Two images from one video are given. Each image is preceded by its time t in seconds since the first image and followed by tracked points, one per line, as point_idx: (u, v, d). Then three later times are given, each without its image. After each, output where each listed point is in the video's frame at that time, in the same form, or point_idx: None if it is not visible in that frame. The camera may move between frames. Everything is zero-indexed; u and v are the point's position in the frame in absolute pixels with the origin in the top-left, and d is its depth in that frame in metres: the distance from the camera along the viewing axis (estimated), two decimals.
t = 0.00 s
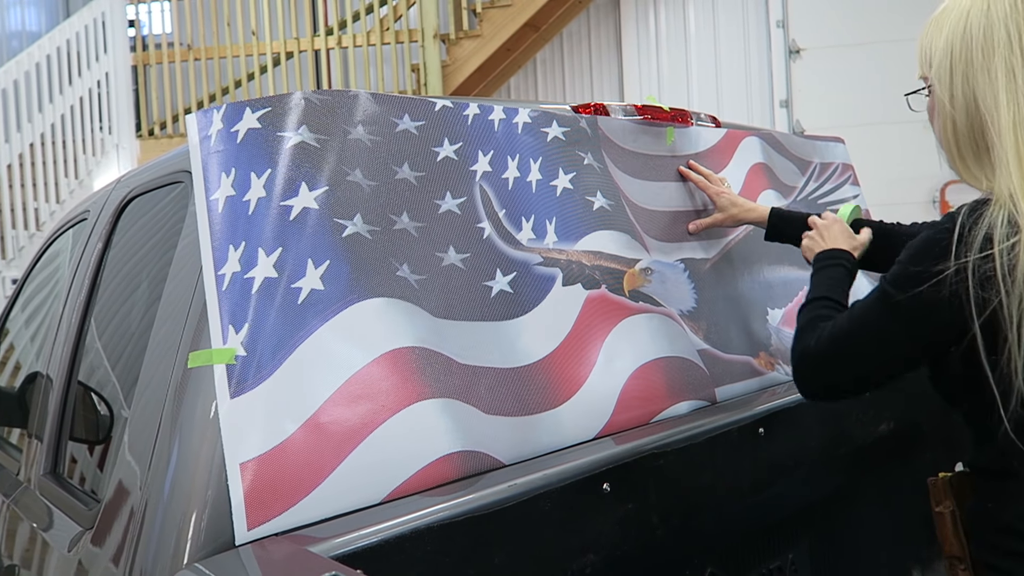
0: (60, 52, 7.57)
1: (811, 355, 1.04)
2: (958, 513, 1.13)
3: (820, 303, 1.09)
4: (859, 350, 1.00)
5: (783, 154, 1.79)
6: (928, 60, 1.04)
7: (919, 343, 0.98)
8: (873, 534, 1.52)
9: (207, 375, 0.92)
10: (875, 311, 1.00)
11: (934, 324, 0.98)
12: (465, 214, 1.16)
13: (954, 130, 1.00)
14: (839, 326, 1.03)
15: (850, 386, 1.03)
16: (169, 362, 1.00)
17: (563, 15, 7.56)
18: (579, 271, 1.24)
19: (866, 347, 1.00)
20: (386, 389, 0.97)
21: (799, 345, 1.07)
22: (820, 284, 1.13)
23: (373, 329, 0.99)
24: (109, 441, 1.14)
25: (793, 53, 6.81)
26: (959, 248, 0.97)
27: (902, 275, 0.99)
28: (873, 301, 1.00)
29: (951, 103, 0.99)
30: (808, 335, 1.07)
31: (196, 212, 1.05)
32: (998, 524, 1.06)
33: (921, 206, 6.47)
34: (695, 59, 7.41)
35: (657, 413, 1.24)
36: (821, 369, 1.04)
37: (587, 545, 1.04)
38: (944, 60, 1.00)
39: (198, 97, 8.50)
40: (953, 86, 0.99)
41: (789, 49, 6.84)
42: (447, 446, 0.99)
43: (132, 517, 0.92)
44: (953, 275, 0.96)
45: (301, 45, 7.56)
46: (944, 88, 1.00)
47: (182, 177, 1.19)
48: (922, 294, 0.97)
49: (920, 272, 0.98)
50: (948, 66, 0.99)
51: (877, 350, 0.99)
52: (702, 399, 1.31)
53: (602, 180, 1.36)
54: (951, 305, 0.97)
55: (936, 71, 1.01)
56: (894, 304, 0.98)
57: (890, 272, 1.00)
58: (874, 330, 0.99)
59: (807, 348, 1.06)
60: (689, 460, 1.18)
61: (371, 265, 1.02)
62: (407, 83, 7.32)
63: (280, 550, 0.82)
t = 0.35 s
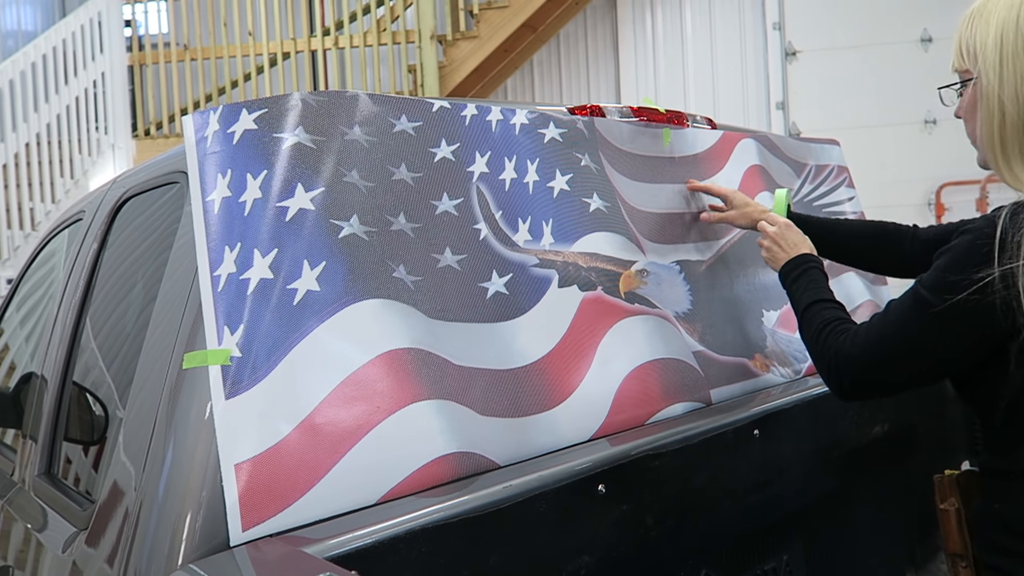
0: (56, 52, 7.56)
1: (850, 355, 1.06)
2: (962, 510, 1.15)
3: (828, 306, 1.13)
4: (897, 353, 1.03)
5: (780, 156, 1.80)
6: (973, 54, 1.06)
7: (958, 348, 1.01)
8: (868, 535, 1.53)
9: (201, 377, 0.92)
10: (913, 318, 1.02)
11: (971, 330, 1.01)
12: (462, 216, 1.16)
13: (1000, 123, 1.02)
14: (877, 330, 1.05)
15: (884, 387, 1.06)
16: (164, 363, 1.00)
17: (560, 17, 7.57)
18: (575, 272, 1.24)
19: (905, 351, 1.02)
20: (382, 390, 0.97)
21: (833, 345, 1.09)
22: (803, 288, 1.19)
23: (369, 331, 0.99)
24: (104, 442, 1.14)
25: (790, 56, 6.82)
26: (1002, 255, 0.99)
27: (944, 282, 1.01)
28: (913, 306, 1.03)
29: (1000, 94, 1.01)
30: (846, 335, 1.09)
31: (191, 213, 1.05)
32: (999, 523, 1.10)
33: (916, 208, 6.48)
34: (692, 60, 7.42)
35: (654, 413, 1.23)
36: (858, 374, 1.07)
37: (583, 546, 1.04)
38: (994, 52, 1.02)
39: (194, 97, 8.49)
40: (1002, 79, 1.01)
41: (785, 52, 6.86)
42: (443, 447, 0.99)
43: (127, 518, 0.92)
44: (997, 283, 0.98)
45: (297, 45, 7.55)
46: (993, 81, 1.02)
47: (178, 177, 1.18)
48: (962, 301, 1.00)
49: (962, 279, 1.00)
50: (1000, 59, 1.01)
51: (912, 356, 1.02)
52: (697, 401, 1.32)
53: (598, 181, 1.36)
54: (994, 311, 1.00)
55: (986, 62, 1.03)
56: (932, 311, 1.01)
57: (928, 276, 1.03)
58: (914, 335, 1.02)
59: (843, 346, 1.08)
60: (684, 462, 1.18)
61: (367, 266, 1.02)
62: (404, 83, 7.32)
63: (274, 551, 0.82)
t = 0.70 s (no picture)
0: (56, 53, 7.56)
1: (849, 377, 1.04)
2: (960, 509, 1.14)
3: (829, 325, 1.11)
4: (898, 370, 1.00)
5: (780, 157, 1.80)
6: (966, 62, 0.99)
7: (961, 355, 0.98)
8: (868, 536, 1.53)
9: (202, 377, 0.92)
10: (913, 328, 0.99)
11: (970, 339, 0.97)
12: (463, 216, 1.16)
13: (1000, 130, 0.95)
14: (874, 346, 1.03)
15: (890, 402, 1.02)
16: (164, 363, 1.00)
17: (560, 17, 7.58)
18: (576, 273, 1.25)
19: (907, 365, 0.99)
20: (383, 391, 0.97)
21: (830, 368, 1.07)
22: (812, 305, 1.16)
23: (369, 331, 0.99)
24: (104, 442, 1.14)
25: (790, 57, 6.82)
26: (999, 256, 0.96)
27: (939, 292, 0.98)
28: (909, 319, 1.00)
29: (1001, 102, 0.94)
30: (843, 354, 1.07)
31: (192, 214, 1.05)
32: (999, 523, 1.07)
33: (915, 210, 6.48)
34: (692, 61, 7.43)
35: (654, 415, 1.24)
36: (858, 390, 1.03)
37: (583, 547, 1.04)
38: (992, 57, 0.95)
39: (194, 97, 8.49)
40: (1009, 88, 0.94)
41: (785, 53, 6.86)
42: (443, 448, 0.99)
43: (128, 518, 0.92)
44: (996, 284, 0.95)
45: (297, 46, 7.56)
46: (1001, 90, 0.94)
47: (179, 178, 1.19)
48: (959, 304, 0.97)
49: (958, 285, 0.97)
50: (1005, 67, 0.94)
51: (913, 366, 0.99)
52: (697, 402, 1.32)
53: (600, 182, 1.36)
54: (994, 312, 0.97)
55: (988, 72, 0.95)
56: (929, 318, 0.98)
57: (926, 283, 1.00)
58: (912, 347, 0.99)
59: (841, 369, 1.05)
60: (683, 463, 1.18)
61: (368, 267, 1.02)
62: (405, 83, 7.32)
63: (274, 552, 0.82)
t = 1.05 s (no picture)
0: (57, 53, 7.58)
1: (937, 444, 1.03)
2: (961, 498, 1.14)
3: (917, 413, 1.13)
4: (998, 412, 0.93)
5: (782, 158, 1.80)
6: (948, 118, 1.04)
7: None
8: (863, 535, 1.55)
9: (204, 378, 0.92)
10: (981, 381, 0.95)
11: None
12: (464, 217, 1.16)
13: (1002, 153, 0.99)
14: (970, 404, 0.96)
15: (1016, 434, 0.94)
16: (166, 364, 1.00)
17: (561, 18, 7.57)
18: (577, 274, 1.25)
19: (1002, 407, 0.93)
20: (384, 392, 0.97)
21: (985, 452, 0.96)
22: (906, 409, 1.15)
23: (371, 331, 0.99)
24: (106, 442, 1.14)
25: (791, 57, 6.82)
26: None
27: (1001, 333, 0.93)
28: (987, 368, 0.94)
29: (989, 134, 0.99)
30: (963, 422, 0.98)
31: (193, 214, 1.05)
32: None
33: (916, 211, 6.48)
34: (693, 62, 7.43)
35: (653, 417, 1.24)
36: (974, 432, 0.97)
37: (584, 548, 1.04)
38: (961, 100, 1.01)
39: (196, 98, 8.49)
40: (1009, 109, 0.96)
41: (787, 53, 6.86)
42: (444, 449, 0.99)
43: (129, 519, 0.92)
44: None
45: (299, 47, 7.56)
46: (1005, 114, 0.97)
47: (181, 178, 1.19)
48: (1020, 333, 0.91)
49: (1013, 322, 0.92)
50: (988, 102, 0.99)
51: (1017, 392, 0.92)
52: (698, 403, 1.32)
53: (602, 183, 1.36)
54: None
55: (978, 112, 1.00)
56: (1005, 331, 0.93)
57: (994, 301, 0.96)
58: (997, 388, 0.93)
59: (932, 439, 1.05)
60: (685, 464, 1.18)
61: (369, 267, 1.02)
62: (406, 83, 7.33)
63: (276, 553, 0.83)
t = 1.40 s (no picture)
0: (61, 54, 7.59)
1: (985, 462, 1.04)
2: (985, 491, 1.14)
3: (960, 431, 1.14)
4: None
5: (785, 159, 1.80)
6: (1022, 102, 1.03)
7: None
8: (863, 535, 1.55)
9: (208, 378, 0.92)
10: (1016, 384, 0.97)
11: None
12: (467, 218, 1.16)
13: None
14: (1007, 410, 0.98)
15: None
16: (170, 364, 1.00)
17: (564, 19, 7.58)
18: (580, 274, 1.25)
19: None
20: (387, 392, 0.97)
21: None
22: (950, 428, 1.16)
23: (374, 332, 0.99)
24: (109, 443, 1.14)
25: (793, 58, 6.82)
26: None
27: None
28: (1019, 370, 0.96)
29: None
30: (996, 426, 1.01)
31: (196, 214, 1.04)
32: None
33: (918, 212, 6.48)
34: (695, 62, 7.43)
35: (655, 419, 1.24)
36: None
37: (586, 549, 1.04)
38: None
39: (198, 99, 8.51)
40: None
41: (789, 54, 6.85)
42: (447, 449, 0.99)
43: (132, 519, 0.92)
44: None
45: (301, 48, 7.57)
46: None
47: (184, 178, 1.19)
48: None
49: None
50: None
51: None
52: (700, 404, 1.32)
53: (604, 183, 1.36)
54: None
55: None
56: None
57: None
58: None
59: (977, 456, 1.06)
60: (688, 465, 1.18)
61: (372, 268, 1.02)
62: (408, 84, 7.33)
63: (279, 553, 0.83)
